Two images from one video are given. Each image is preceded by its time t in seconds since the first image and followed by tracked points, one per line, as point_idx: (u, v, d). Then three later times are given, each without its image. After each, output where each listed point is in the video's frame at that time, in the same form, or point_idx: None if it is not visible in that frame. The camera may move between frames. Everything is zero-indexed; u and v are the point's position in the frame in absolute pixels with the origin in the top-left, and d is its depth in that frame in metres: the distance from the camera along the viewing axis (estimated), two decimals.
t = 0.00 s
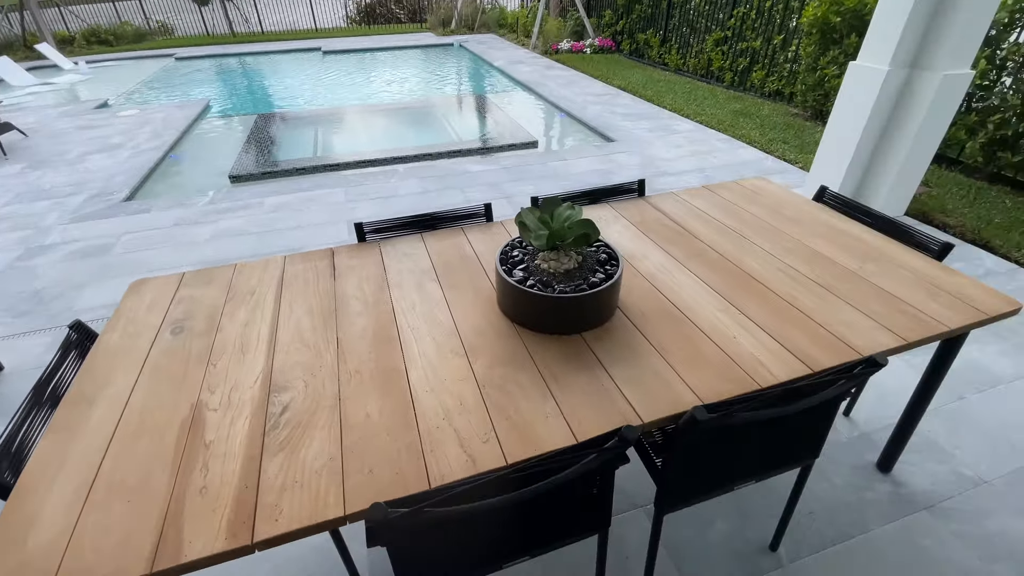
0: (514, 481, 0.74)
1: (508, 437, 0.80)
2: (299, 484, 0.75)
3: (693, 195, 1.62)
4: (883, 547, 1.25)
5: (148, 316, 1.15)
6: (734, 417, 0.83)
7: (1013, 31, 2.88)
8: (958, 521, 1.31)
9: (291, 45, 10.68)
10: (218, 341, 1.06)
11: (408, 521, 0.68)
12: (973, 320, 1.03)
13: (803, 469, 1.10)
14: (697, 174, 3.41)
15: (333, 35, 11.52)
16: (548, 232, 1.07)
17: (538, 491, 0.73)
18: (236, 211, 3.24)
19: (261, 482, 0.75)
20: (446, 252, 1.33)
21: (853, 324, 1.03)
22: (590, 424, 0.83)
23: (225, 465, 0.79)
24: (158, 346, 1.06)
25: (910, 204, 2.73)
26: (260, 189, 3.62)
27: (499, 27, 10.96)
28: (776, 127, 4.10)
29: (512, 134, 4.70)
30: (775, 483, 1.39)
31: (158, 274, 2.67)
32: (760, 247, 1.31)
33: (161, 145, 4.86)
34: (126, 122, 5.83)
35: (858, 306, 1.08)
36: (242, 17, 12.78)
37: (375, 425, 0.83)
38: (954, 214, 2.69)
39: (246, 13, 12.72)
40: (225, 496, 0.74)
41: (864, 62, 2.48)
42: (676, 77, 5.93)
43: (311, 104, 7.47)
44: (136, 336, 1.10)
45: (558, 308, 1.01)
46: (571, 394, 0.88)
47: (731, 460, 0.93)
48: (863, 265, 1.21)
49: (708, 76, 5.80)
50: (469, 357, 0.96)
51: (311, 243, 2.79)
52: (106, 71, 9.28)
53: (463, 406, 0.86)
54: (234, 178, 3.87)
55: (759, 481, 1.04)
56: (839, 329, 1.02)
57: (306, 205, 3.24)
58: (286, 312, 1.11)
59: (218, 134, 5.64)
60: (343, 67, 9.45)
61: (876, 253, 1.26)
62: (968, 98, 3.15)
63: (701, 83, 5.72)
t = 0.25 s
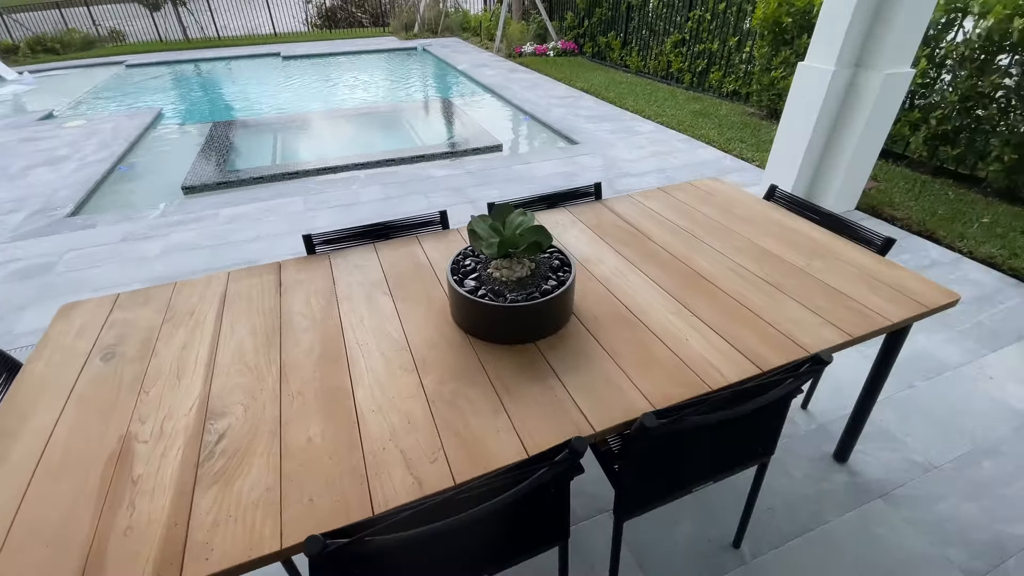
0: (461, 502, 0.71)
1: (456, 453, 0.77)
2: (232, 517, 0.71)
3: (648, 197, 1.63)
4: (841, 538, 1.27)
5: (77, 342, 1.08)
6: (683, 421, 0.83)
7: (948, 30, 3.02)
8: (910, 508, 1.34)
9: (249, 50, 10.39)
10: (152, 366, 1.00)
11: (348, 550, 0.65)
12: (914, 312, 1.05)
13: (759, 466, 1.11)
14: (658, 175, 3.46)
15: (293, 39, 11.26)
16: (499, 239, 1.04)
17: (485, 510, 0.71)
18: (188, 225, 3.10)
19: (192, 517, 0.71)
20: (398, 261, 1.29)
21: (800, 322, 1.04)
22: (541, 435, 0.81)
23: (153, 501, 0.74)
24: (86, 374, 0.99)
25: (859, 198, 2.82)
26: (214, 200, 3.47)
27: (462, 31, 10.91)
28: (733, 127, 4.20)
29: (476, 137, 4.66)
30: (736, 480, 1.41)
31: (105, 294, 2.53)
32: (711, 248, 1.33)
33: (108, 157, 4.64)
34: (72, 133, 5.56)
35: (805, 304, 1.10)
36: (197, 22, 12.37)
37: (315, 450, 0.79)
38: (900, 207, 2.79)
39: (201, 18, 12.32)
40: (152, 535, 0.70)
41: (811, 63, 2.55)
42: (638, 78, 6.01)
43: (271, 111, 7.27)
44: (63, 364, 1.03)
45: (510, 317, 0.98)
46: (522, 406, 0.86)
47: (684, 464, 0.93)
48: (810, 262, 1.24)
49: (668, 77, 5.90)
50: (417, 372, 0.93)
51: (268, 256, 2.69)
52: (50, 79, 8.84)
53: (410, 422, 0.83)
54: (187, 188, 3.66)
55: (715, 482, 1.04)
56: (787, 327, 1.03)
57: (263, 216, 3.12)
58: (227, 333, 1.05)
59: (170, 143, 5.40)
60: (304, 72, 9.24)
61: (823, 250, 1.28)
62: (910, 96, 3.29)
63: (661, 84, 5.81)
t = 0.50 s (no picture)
0: (398, 538, 0.67)
1: (395, 485, 0.73)
2: (147, 569, 0.65)
3: (605, 204, 1.62)
4: (805, 541, 1.27)
5: None
6: (633, 438, 0.80)
7: (895, 34, 3.12)
8: (871, 506, 1.35)
9: (209, 59, 10.12)
10: (71, 402, 0.92)
11: None
12: (863, 315, 1.06)
13: (720, 476, 1.09)
14: (623, 180, 3.47)
15: (256, 47, 11.02)
16: (446, 253, 0.99)
17: (424, 546, 0.67)
18: (140, 242, 2.96)
19: (101, 571, 0.65)
20: (346, 278, 1.24)
21: (752, 328, 1.04)
22: (486, 460, 0.77)
23: (61, 553, 0.68)
24: None
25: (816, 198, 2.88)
26: (167, 215, 3.32)
27: (429, 38, 10.88)
28: (696, 130, 4.26)
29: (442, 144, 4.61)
30: (700, 487, 1.39)
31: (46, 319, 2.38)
32: (666, 255, 1.31)
33: (55, 172, 4.42)
34: (17, 147, 5.29)
35: (758, 310, 1.09)
36: (154, 31, 12.01)
37: (244, 490, 0.74)
38: (856, 206, 2.87)
39: (158, 26, 11.96)
40: None
41: (767, 67, 2.59)
42: (604, 83, 6.07)
43: (233, 121, 7.08)
44: None
45: (457, 336, 0.93)
46: (468, 429, 0.82)
47: (638, 481, 0.90)
48: (763, 267, 1.23)
49: (633, 82, 5.97)
50: (358, 398, 0.88)
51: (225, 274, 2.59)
52: None
53: (349, 452, 0.79)
54: (139, 204, 3.49)
55: (673, 495, 1.02)
56: (739, 334, 1.02)
57: (220, 232, 3.01)
58: (158, 362, 0.99)
59: (123, 156, 5.18)
60: (267, 81, 9.04)
61: (775, 254, 1.28)
62: (861, 98, 3.39)
63: (626, 89, 5.88)
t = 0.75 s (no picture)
0: None
1: (320, 532, 0.68)
2: None
3: (563, 216, 1.59)
4: (768, 554, 1.25)
5: None
6: (580, 467, 0.77)
7: (849, 38, 3.19)
8: (834, 513, 1.34)
9: (170, 70, 9.84)
10: None
11: None
12: (815, 324, 1.05)
13: (677, 494, 1.07)
14: (591, 187, 3.47)
15: (220, 57, 10.76)
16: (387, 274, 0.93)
17: None
18: (88, 263, 2.82)
19: None
20: (286, 301, 1.18)
21: (705, 342, 1.01)
22: (421, 498, 0.72)
23: None
24: None
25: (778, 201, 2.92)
26: (118, 233, 3.17)
27: (398, 46, 10.81)
28: (662, 136, 4.30)
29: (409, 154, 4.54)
30: (664, 502, 1.37)
31: None
32: (622, 267, 1.29)
33: None
34: None
35: (711, 322, 1.07)
36: (112, 41, 11.64)
37: (153, 544, 0.68)
38: (816, 208, 2.92)
39: (117, 36, 11.60)
40: None
41: (725, 74, 2.61)
42: (572, 91, 6.10)
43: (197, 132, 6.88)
44: None
45: (395, 363, 0.87)
46: (405, 464, 0.77)
47: (589, 507, 0.87)
48: (717, 277, 1.22)
49: (601, 89, 6.01)
50: (288, 435, 0.82)
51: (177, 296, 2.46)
52: None
53: (273, 496, 0.73)
54: (87, 222, 3.31)
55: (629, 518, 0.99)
56: (691, 349, 1.00)
57: (173, 250, 2.88)
58: (73, 402, 0.91)
59: (75, 172, 4.96)
60: (232, 91, 8.83)
61: (730, 264, 1.27)
62: (819, 102, 3.47)
63: (595, 96, 5.91)
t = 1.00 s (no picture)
0: None
1: None
2: None
3: (522, 232, 1.55)
4: None
5: None
6: (521, 507, 0.72)
7: (808, 48, 3.26)
8: (800, 530, 1.32)
9: (135, 83, 9.60)
10: None
11: None
12: (769, 341, 1.02)
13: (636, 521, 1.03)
14: (561, 198, 3.45)
15: (188, 69, 10.54)
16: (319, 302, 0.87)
17: None
18: (35, 287, 2.68)
19: None
20: (222, 333, 1.12)
21: (657, 363, 0.98)
22: (345, 551, 0.66)
23: None
24: None
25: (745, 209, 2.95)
26: (70, 254, 3.03)
27: (371, 57, 10.76)
28: (632, 146, 4.33)
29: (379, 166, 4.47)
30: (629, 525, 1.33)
31: None
32: (578, 284, 1.26)
33: None
34: None
35: (665, 342, 1.04)
36: (75, 54, 11.34)
37: None
38: (782, 215, 2.95)
39: (80, 49, 11.30)
40: None
41: (688, 85, 2.63)
42: (544, 101, 6.12)
43: (162, 147, 6.69)
44: None
45: (325, 401, 0.81)
46: (331, 513, 0.71)
47: (536, 545, 0.82)
48: (673, 294, 1.20)
49: (572, 99, 6.05)
50: (207, 484, 0.76)
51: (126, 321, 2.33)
52: None
53: (183, 556, 0.67)
54: (37, 244, 3.16)
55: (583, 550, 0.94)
56: (643, 371, 0.96)
57: (128, 272, 2.76)
58: None
59: (30, 190, 4.77)
60: (200, 104, 8.65)
61: (687, 279, 1.25)
62: (783, 111, 3.52)
63: (567, 106, 5.94)
